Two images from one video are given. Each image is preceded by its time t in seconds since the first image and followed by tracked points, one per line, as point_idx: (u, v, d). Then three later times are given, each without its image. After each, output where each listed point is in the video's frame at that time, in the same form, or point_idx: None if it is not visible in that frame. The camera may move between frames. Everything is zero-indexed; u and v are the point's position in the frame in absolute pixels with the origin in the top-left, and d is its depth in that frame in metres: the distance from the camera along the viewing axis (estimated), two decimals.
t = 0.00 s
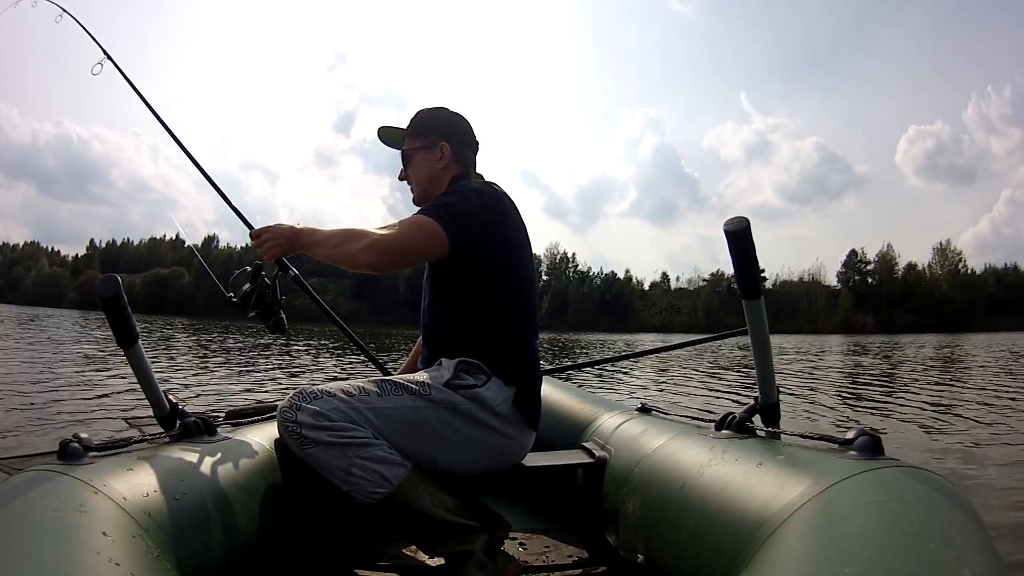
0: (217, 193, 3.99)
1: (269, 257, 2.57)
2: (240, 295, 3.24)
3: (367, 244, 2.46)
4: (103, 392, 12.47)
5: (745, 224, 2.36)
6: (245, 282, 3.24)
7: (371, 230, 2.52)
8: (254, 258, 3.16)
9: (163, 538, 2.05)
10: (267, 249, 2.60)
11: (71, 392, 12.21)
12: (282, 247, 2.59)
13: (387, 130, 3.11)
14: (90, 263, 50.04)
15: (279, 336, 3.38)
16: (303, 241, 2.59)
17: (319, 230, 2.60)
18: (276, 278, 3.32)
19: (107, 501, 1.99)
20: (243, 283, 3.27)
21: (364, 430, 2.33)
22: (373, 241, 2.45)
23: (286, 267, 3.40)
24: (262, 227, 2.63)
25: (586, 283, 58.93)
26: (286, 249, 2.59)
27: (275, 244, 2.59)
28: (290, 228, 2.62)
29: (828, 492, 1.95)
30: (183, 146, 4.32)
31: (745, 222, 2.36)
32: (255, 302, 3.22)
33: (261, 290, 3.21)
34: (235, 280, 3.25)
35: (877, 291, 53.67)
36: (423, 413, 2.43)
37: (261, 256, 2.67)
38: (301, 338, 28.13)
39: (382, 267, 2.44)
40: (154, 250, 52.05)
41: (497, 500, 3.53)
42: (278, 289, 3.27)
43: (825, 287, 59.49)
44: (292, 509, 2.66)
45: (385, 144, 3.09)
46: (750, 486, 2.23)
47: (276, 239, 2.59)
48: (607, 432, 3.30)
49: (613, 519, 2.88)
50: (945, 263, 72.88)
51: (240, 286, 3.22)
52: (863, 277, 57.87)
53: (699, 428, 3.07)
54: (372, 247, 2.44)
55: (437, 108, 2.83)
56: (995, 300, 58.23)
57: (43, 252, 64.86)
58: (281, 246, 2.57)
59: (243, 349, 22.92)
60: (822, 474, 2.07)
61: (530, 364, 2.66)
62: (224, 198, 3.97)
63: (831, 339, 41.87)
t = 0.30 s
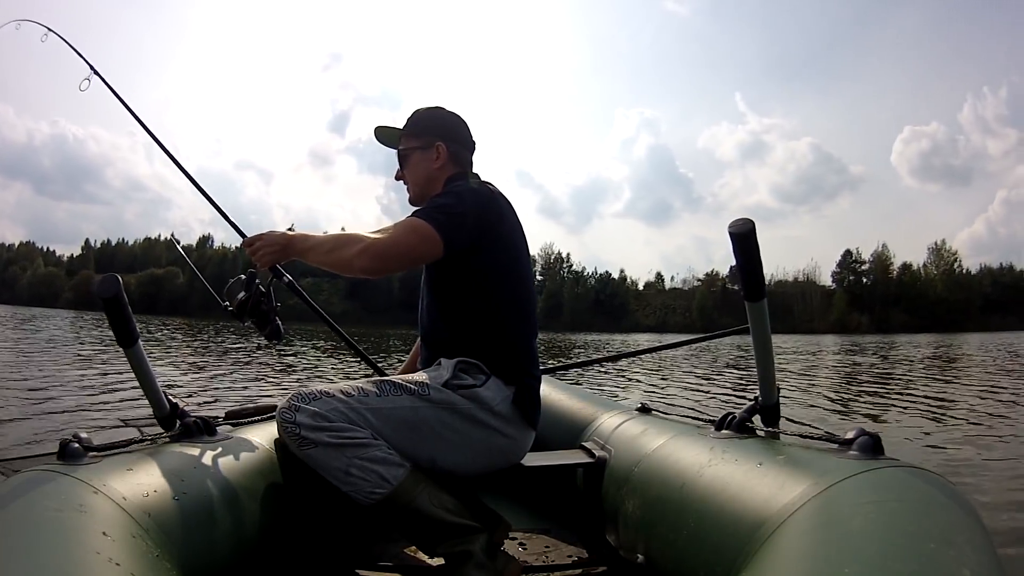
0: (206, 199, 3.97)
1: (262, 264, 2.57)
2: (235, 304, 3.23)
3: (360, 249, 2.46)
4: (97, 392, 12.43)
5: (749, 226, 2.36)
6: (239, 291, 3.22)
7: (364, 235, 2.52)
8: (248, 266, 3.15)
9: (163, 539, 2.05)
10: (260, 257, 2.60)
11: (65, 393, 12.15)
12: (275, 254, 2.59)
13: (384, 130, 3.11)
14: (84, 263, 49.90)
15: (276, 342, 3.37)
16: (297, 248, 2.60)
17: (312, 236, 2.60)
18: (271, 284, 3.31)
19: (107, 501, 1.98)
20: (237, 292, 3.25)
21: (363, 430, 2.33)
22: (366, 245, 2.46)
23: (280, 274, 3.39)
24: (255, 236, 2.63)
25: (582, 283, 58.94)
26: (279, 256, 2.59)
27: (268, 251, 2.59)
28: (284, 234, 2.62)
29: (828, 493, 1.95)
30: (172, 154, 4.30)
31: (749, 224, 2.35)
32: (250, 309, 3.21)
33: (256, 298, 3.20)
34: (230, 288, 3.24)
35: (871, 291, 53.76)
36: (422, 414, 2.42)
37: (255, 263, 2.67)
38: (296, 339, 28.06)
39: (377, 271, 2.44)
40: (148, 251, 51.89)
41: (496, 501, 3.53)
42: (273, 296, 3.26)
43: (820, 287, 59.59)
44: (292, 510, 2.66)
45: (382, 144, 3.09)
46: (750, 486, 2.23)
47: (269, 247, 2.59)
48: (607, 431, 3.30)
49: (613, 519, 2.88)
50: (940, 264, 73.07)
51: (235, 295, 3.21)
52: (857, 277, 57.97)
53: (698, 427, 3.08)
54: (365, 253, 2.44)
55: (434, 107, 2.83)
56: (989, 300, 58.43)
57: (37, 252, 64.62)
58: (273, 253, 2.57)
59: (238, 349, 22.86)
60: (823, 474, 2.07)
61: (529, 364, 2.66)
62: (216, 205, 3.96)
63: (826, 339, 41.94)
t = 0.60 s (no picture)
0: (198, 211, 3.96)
1: (256, 273, 2.53)
2: (231, 312, 3.21)
3: (356, 252, 2.46)
4: (91, 392, 12.39)
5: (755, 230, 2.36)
6: (234, 299, 3.21)
7: (358, 237, 2.52)
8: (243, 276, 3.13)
9: (163, 539, 2.04)
10: (251, 265, 2.56)
11: (58, 392, 12.11)
12: (269, 262, 2.54)
13: (383, 130, 3.10)
14: (78, 262, 49.77)
15: (273, 349, 3.35)
16: (289, 255, 2.56)
17: (305, 241, 2.58)
18: (265, 292, 3.29)
19: (107, 501, 1.98)
20: (232, 301, 3.24)
21: (363, 431, 2.33)
22: (361, 248, 2.45)
23: (275, 281, 3.37)
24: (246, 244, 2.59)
25: (576, 284, 59.00)
26: (272, 263, 2.55)
27: (259, 259, 2.54)
28: (275, 240, 2.58)
29: (827, 493, 1.96)
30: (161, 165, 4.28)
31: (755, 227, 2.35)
32: (246, 318, 3.19)
33: (252, 306, 3.19)
34: (225, 298, 3.22)
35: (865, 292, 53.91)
36: (422, 414, 2.42)
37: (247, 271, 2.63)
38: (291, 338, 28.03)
39: (375, 273, 2.45)
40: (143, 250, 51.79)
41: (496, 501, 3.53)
42: (268, 304, 3.24)
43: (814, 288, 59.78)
44: (292, 510, 2.65)
45: (381, 144, 3.09)
46: (750, 486, 2.23)
47: (260, 254, 2.54)
48: (607, 431, 3.30)
49: (613, 519, 2.89)
50: (933, 265, 73.36)
51: (231, 304, 3.19)
52: (851, 278, 58.16)
53: (698, 427, 3.08)
54: (362, 255, 2.44)
55: (434, 107, 2.83)
56: (982, 301, 58.67)
57: (31, 250, 64.43)
58: (266, 261, 2.53)
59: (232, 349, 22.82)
60: (822, 474, 2.08)
61: (528, 363, 2.66)
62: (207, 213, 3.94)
63: (819, 340, 42.05)
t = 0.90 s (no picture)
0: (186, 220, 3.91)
1: (249, 282, 2.49)
2: (225, 323, 3.17)
3: (351, 255, 2.44)
4: (84, 391, 12.33)
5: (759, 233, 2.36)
6: (228, 309, 3.17)
7: (352, 240, 2.51)
8: (236, 285, 3.10)
9: (163, 538, 2.03)
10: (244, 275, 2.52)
11: (50, 391, 12.04)
12: (262, 271, 2.51)
13: (382, 129, 3.10)
14: (71, 260, 49.59)
15: (269, 358, 3.32)
16: (282, 263, 2.53)
17: (297, 249, 2.55)
18: (259, 301, 3.26)
19: (107, 501, 1.97)
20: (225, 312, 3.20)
21: (362, 431, 2.33)
22: (356, 251, 2.44)
23: (268, 290, 3.34)
24: (236, 254, 2.56)
25: (570, 284, 59.04)
26: (265, 271, 2.51)
27: (252, 268, 2.50)
28: (267, 250, 2.55)
29: (828, 493, 1.96)
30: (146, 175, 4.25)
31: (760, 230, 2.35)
32: (241, 327, 3.16)
33: (247, 315, 3.15)
34: (218, 308, 3.16)
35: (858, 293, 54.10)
36: (421, 415, 2.42)
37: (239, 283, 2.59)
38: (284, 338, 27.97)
39: (370, 276, 2.44)
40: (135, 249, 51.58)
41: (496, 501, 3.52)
42: (262, 312, 3.21)
43: (807, 289, 59.96)
44: (293, 510, 2.65)
45: (381, 143, 3.08)
46: (750, 486, 2.23)
47: (252, 264, 2.51)
48: (606, 431, 3.30)
49: (613, 519, 2.89)
50: (926, 267, 73.68)
51: (225, 314, 3.14)
52: (844, 279, 58.36)
53: (698, 427, 3.09)
54: (357, 258, 2.43)
55: (434, 108, 2.82)
56: (975, 303, 58.94)
57: (24, 248, 64.21)
58: (259, 270, 2.49)
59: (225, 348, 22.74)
60: (822, 474, 2.08)
61: (528, 363, 2.66)
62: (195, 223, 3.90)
63: (812, 341, 42.17)
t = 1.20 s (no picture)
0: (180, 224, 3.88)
1: (248, 287, 2.50)
2: (224, 328, 3.14)
3: (349, 256, 2.44)
4: (77, 391, 12.28)
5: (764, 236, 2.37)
6: (227, 314, 3.14)
7: (348, 241, 2.51)
8: (234, 290, 3.07)
9: (162, 538, 2.03)
10: (243, 280, 2.52)
11: (43, 391, 11.99)
12: (259, 274, 2.51)
13: (385, 129, 3.09)
14: (64, 259, 49.42)
15: (268, 361, 3.30)
16: (280, 267, 2.53)
17: (294, 251, 2.55)
18: (257, 305, 3.24)
19: (107, 501, 1.96)
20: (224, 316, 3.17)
21: (362, 431, 2.32)
22: (353, 251, 2.44)
23: (266, 295, 3.32)
24: (234, 260, 2.56)
25: (564, 284, 59.07)
26: (263, 276, 2.51)
27: (250, 273, 2.51)
28: (264, 255, 2.55)
29: (827, 493, 1.97)
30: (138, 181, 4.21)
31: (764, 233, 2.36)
32: (240, 332, 3.13)
33: (246, 320, 3.13)
34: (216, 314, 3.14)
35: (851, 293, 54.26)
36: (421, 415, 2.42)
37: (238, 287, 2.59)
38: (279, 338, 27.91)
39: (368, 276, 2.44)
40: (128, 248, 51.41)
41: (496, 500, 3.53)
42: (261, 317, 3.19)
43: (801, 289, 60.08)
44: (292, 510, 2.65)
45: (384, 142, 3.08)
46: (750, 486, 2.24)
47: (250, 268, 2.51)
48: (606, 432, 3.30)
49: (612, 519, 2.89)
50: (919, 267, 73.88)
51: (223, 320, 3.12)
52: (838, 279, 58.51)
53: (698, 427, 3.09)
54: (355, 259, 2.43)
55: (437, 108, 2.82)
56: (968, 303, 59.10)
57: (17, 246, 63.97)
58: (257, 274, 2.49)
59: (219, 348, 22.68)
60: (822, 474, 2.09)
61: (528, 363, 2.66)
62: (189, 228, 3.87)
63: (806, 341, 42.24)
